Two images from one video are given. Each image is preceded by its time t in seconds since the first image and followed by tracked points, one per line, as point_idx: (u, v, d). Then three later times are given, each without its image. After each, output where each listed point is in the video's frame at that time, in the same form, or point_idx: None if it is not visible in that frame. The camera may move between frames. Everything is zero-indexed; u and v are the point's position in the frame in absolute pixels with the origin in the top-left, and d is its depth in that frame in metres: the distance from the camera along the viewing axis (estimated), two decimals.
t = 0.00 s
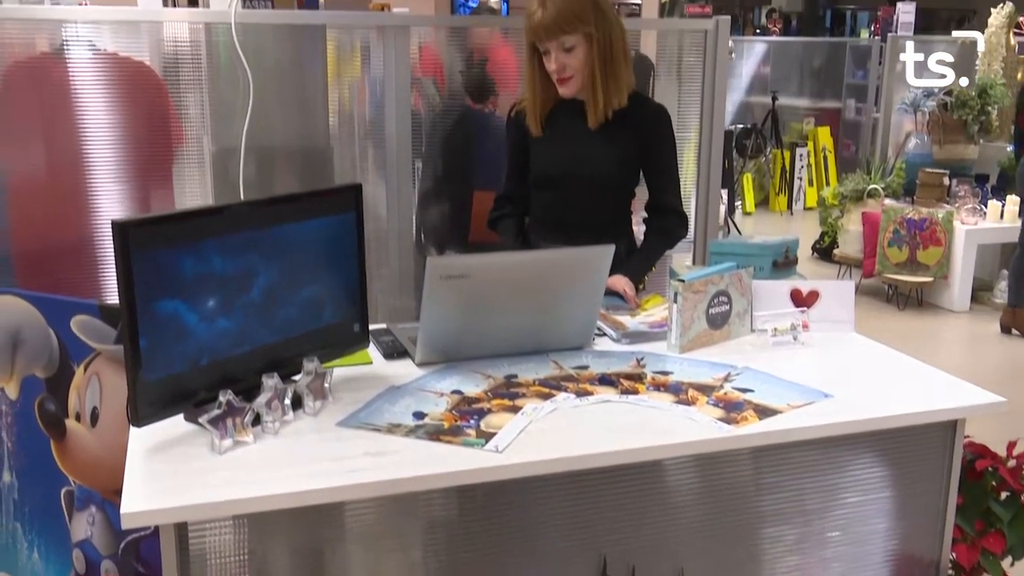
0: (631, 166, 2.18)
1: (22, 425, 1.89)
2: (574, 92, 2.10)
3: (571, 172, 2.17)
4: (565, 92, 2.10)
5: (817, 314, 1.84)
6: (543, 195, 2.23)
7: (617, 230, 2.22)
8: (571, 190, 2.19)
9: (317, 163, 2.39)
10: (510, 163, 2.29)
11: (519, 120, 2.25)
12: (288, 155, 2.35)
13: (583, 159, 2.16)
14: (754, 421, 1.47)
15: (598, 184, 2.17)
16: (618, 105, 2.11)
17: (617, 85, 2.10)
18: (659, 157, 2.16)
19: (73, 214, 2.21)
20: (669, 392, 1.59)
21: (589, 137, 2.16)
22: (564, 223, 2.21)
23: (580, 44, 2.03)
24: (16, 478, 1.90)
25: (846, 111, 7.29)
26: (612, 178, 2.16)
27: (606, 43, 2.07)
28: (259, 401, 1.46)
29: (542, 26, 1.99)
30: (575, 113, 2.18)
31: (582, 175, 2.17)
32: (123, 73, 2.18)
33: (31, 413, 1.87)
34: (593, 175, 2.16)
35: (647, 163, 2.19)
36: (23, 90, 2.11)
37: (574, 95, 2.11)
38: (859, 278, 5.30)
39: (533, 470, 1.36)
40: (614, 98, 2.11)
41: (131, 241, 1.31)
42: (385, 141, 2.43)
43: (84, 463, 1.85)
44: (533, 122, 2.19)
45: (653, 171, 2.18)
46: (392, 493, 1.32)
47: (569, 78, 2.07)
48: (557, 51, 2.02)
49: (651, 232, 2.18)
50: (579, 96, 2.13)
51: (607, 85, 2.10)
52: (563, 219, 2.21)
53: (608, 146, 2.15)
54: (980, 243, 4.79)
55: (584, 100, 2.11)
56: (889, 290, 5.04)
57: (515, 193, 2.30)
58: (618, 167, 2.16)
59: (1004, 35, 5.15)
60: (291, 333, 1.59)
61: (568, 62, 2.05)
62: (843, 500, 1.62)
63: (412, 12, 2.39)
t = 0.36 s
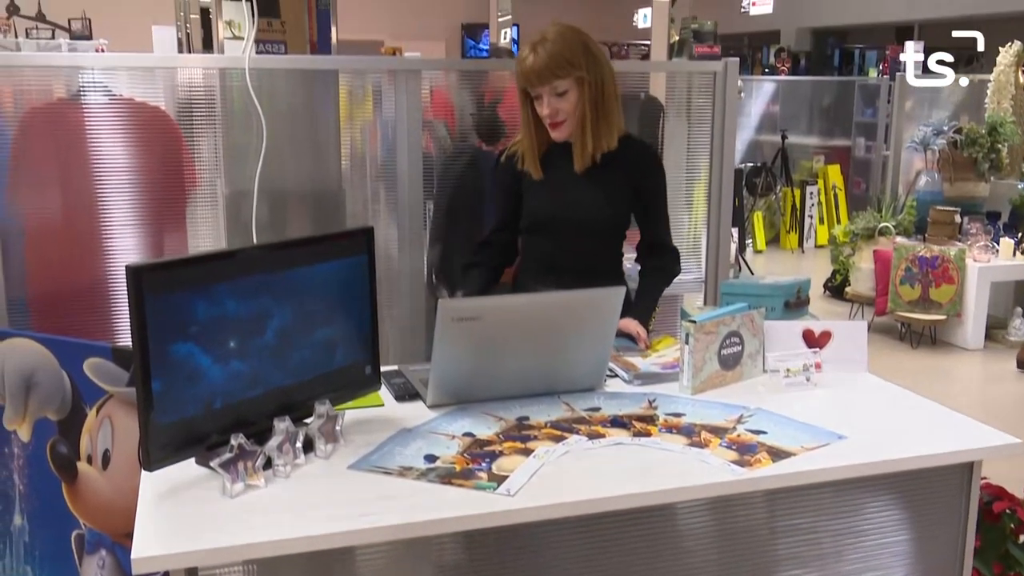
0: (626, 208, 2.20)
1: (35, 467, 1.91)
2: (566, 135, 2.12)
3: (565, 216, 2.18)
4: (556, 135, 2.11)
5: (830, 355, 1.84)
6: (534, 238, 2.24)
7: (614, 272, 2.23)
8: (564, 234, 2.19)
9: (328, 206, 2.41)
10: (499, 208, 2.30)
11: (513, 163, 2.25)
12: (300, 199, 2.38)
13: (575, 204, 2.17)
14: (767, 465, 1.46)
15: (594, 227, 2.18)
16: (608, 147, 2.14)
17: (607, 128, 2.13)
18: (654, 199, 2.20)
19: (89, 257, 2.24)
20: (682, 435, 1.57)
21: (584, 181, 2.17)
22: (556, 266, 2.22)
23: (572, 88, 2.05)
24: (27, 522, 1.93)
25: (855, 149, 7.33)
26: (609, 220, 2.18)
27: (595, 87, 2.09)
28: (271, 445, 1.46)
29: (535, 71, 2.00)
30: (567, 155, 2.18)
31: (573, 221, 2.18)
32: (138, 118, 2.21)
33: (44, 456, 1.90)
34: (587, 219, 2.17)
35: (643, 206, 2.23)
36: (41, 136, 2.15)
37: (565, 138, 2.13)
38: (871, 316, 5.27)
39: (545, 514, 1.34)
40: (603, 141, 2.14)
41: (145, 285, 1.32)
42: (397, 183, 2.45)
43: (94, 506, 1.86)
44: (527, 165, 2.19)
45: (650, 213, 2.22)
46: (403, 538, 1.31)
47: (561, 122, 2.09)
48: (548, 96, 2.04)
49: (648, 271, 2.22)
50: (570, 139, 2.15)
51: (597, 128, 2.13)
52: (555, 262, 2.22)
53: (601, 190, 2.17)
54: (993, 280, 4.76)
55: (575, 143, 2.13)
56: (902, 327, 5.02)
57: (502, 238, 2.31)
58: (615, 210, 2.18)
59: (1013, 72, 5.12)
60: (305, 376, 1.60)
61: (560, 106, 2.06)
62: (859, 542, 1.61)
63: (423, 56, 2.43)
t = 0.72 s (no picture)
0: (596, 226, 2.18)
1: (43, 482, 1.93)
2: (529, 151, 2.06)
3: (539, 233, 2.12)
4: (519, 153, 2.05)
5: (841, 373, 1.84)
6: (499, 260, 2.17)
7: (580, 291, 2.19)
8: (532, 253, 2.14)
9: (337, 224, 2.42)
10: (464, 227, 2.18)
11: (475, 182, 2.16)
12: (309, 217, 2.39)
13: (542, 222, 2.12)
14: (777, 483, 1.45)
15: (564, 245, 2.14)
16: (569, 162, 2.10)
17: (567, 143, 2.09)
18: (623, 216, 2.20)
19: (99, 275, 2.25)
20: (691, 453, 1.57)
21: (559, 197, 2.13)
22: (524, 287, 2.16)
23: (534, 104, 1.99)
24: (36, 538, 1.95)
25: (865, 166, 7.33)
26: (578, 237, 2.15)
27: (556, 101, 2.05)
28: (280, 462, 1.46)
29: (496, 89, 1.94)
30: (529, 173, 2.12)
31: (541, 240, 2.13)
32: (149, 136, 2.22)
33: (53, 472, 1.91)
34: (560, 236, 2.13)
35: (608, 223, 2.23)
36: (52, 155, 2.17)
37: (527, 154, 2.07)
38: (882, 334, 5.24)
39: (554, 533, 1.34)
40: (562, 155, 2.09)
41: (156, 302, 1.32)
42: (405, 200, 2.46)
43: (101, 523, 1.86)
44: (490, 186, 2.11)
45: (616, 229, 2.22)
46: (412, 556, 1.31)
47: (524, 138, 2.03)
48: (511, 112, 1.98)
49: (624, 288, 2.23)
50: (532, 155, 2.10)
51: (559, 142, 2.08)
52: (522, 283, 2.16)
53: (570, 207, 2.13)
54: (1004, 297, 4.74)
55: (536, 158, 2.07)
56: (913, 344, 5.00)
57: (463, 259, 2.20)
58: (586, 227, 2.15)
59: None
60: (316, 394, 1.61)
61: (522, 122, 2.00)
62: (870, 562, 1.60)
63: (430, 75, 2.45)
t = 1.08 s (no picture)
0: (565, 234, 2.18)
1: (45, 490, 1.93)
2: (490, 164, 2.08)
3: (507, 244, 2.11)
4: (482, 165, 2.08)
5: (844, 382, 1.84)
6: (469, 276, 2.16)
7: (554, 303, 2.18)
8: (502, 268, 2.13)
9: (340, 233, 2.43)
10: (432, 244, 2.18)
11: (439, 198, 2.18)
12: (312, 225, 2.39)
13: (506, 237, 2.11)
14: (780, 493, 1.45)
15: (536, 254, 2.12)
16: (529, 172, 2.09)
17: (526, 154, 2.10)
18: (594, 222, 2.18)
19: (101, 283, 2.25)
20: (694, 462, 1.57)
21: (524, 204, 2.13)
22: (497, 301, 2.15)
23: (492, 116, 2.03)
24: (37, 546, 1.95)
25: (867, 174, 7.33)
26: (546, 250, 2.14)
27: (515, 113, 2.07)
28: (282, 471, 1.46)
29: (454, 102, 1.99)
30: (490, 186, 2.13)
31: (508, 254, 2.12)
32: (152, 145, 2.23)
33: (55, 480, 1.91)
34: (527, 248, 2.11)
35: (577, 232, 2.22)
36: (55, 163, 2.17)
37: (488, 167, 2.10)
38: (884, 342, 5.23)
39: (556, 542, 1.34)
40: (522, 166, 2.09)
41: (160, 310, 1.33)
42: (408, 208, 2.47)
43: (102, 532, 1.86)
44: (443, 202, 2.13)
45: (587, 237, 2.21)
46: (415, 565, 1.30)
47: (484, 151, 2.06)
48: (471, 125, 2.02)
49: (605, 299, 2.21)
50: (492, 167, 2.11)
51: (518, 153, 2.09)
52: (494, 298, 2.15)
53: (532, 220, 2.12)
54: (1007, 305, 4.74)
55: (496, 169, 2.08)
56: (915, 353, 4.99)
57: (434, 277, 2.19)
58: (554, 236, 2.15)
59: None
60: (319, 403, 1.61)
61: (482, 135, 2.04)
62: (873, 571, 1.59)
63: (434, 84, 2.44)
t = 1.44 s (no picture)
0: (552, 240, 2.19)
1: (43, 498, 1.92)
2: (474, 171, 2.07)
3: (494, 253, 2.11)
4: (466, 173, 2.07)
5: (842, 387, 1.84)
6: (462, 287, 2.17)
7: (545, 307, 2.20)
8: (495, 277, 2.13)
9: (338, 239, 2.43)
10: (421, 256, 2.18)
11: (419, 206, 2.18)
12: (311, 232, 2.40)
13: (498, 244, 2.12)
14: (779, 498, 1.45)
15: (524, 262, 2.13)
16: (513, 180, 2.09)
17: (510, 161, 2.09)
18: (581, 228, 2.20)
19: (100, 289, 2.25)
20: (693, 467, 1.57)
21: (509, 212, 2.13)
22: (489, 310, 2.16)
23: (479, 125, 2.00)
24: (35, 554, 1.95)
25: (865, 179, 7.35)
26: (535, 256, 2.14)
27: (500, 121, 2.05)
28: (281, 477, 1.46)
29: (441, 112, 1.95)
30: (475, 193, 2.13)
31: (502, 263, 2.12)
32: (150, 152, 2.23)
33: (53, 488, 1.91)
34: (516, 256, 2.12)
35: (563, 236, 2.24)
36: (54, 170, 2.18)
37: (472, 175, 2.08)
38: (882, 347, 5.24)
39: (556, 548, 1.34)
40: (507, 174, 2.09)
41: (158, 317, 1.33)
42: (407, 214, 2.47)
43: (101, 539, 1.86)
44: (424, 211, 2.12)
45: (574, 242, 2.22)
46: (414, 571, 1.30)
47: (471, 160, 2.04)
48: (457, 134, 1.99)
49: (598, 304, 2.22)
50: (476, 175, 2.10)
51: (502, 160, 2.09)
52: (486, 307, 2.15)
53: (519, 227, 2.13)
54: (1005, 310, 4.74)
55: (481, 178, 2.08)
56: (913, 357, 5.00)
57: (425, 289, 2.19)
58: (543, 242, 2.16)
59: (1023, 105, 5.04)
60: (317, 409, 1.61)
61: (468, 144, 2.02)
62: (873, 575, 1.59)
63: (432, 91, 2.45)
